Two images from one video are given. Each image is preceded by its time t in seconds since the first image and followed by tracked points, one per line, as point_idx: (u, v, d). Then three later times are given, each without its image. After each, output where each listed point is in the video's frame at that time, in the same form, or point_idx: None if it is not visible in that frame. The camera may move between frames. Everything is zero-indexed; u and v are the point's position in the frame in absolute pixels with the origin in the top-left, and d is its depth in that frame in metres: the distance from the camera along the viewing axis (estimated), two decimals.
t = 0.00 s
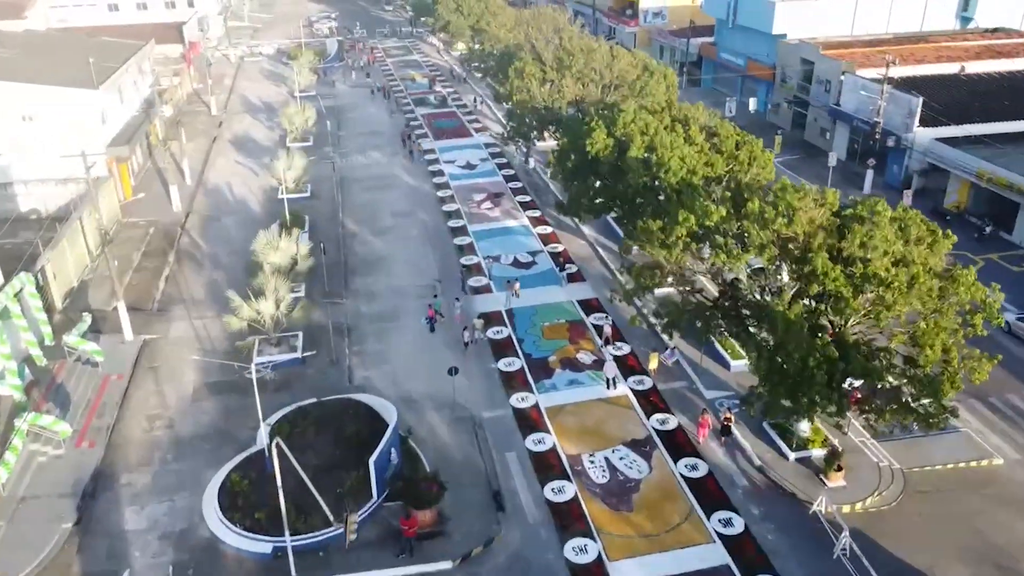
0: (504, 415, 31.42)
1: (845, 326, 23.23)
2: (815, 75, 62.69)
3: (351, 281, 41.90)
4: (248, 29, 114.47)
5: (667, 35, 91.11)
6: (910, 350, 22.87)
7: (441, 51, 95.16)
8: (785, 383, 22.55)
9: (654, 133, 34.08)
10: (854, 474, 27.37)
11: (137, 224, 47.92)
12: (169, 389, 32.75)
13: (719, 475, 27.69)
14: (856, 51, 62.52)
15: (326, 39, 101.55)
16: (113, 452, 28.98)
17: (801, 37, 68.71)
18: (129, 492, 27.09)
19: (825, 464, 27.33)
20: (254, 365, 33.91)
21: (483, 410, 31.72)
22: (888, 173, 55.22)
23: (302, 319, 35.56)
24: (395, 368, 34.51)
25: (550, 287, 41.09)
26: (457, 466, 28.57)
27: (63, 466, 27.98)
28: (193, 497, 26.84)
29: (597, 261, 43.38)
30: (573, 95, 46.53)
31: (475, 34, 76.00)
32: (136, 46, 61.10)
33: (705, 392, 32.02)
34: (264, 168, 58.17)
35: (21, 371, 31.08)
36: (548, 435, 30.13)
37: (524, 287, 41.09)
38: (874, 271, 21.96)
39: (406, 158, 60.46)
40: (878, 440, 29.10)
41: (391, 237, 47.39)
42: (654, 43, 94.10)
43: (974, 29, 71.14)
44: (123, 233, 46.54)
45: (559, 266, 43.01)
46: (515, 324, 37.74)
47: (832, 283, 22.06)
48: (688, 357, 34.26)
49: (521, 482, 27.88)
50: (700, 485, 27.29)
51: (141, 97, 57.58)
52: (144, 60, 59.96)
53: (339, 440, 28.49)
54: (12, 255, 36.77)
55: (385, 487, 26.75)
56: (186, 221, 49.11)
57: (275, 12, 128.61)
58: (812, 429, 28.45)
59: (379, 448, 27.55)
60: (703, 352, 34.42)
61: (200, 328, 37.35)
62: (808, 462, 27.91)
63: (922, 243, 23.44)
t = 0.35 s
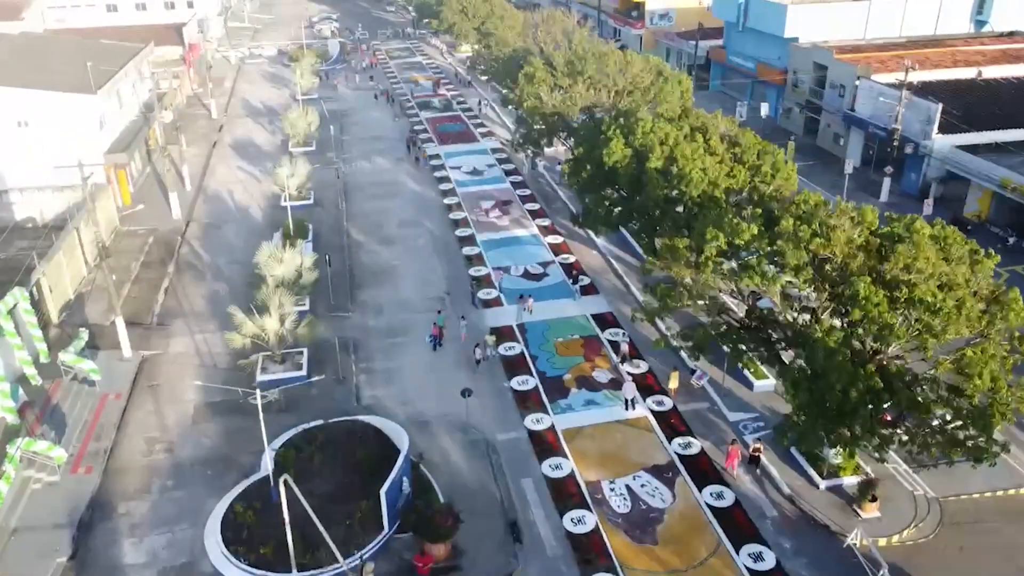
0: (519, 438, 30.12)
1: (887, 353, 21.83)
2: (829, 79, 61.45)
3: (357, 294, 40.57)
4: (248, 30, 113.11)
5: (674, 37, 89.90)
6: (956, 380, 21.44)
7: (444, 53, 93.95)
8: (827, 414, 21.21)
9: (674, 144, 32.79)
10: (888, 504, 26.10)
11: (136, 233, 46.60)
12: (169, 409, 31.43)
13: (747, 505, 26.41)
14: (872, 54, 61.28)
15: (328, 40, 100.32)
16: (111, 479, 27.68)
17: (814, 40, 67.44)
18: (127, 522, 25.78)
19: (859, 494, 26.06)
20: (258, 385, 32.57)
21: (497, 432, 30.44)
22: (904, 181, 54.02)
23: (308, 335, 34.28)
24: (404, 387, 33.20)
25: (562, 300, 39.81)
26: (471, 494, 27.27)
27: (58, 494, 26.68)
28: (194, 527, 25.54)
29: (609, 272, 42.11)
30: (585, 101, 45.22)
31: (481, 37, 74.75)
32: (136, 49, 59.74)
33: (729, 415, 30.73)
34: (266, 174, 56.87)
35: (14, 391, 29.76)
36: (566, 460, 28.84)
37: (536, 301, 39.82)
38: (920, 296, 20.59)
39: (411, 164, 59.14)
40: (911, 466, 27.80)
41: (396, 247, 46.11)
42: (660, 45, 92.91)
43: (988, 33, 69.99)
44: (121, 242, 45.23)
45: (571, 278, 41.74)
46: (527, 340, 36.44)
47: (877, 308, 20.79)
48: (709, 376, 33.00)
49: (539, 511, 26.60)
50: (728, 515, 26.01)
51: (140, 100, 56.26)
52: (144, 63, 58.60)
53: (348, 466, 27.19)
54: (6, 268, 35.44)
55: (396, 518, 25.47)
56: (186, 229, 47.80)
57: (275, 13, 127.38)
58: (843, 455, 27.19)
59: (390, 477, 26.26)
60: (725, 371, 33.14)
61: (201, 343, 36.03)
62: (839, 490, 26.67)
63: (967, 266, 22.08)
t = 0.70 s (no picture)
0: (539, 464, 28.75)
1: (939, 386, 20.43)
2: (846, 83, 60.13)
3: (366, 308, 39.24)
4: (250, 32, 111.75)
5: (682, 39, 88.61)
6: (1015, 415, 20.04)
7: (449, 55, 92.70)
8: (877, 451, 19.82)
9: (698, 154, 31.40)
10: (931, 538, 24.69)
11: (137, 243, 45.29)
12: (172, 432, 30.09)
13: (782, 538, 25.02)
14: (890, 58, 59.88)
15: (331, 43, 99.01)
16: (111, 509, 26.34)
17: (829, 42, 66.03)
18: (128, 557, 24.43)
19: (900, 527, 24.65)
20: (265, 408, 31.06)
21: (515, 457, 29.09)
22: (925, 188, 52.69)
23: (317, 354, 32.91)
24: (417, 408, 31.86)
25: (578, 314, 38.46)
26: (490, 526, 25.90)
27: (56, 526, 25.37)
28: (199, 563, 24.19)
29: (626, 285, 40.75)
30: (600, 108, 43.83)
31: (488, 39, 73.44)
32: (137, 53, 58.38)
33: (758, 439, 29.36)
34: (270, 181, 55.55)
35: (10, 415, 28.38)
36: (588, 488, 27.47)
37: (551, 315, 38.47)
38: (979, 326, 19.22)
39: (418, 170, 57.79)
40: (953, 496, 26.39)
41: (405, 258, 44.74)
42: (668, 47, 91.56)
43: (1005, 35, 68.66)
44: (122, 254, 43.89)
45: (587, 292, 40.39)
46: (544, 358, 35.09)
47: (931, 338, 19.51)
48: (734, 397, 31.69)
49: (562, 544, 25.22)
50: (762, 549, 24.60)
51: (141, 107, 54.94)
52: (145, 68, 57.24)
53: (360, 497, 25.80)
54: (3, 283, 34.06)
55: (412, 554, 24.12)
56: (188, 240, 46.47)
57: (277, 14, 125.98)
58: (882, 485, 25.82)
59: (405, 510, 24.91)
60: (752, 392, 31.77)
61: (205, 361, 34.69)
62: (878, 522, 25.32)
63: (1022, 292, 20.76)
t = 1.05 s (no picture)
0: (562, 493, 27.34)
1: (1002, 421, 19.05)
2: (864, 87, 58.73)
3: (377, 324, 37.89)
4: (253, 35, 110.46)
5: (692, 41, 87.23)
6: None
7: (455, 58, 91.38)
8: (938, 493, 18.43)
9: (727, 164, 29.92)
10: None
11: (139, 256, 43.99)
12: (176, 460, 28.74)
13: None
14: (909, 60, 58.38)
15: (335, 46, 97.75)
16: (111, 545, 24.99)
17: (845, 45, 64.60)
18: None
19: (950, 565, 23.24)
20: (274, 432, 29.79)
21: (537, 485, 27.70)
22: (948, 195, 51.32)
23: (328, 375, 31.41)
24: (432, 432, 30.46)
25: (597, 330, 37.09)
26: (513, 563, 24.51)
27: (54, 565, 24.01)
28: None
29: (645, 299, 39.38)
30: (617, 115, 42.44)
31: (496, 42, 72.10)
32: (139, 60, 57.07)
33: (791, 466, 27.94)
34: (275, 189, 54.23)
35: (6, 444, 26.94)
36: (615, 520, 26.05)
37: (569, 331, 37.03)
38: None
39: (427, 177, 56.44)
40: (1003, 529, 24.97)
41: (416, 270, 43.40)
42: (677, 49, 90.20)
43: None
44: (124, 268, 42.58)
45: (604, 305, 39.01)
46: (563, 377, 33.69)
47: (995, 371, 18.14)
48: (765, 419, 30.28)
49: None
50: None
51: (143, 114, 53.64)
52: (147, 75, 55.91)
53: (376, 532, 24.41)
54: None
55: None
56: (192, 252, 45.17)
57: (280, 16, 124.70)
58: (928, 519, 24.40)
59: (424, 547, 23.48)
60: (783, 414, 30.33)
61: (210, 382, 33.34)
62: (925, 558, 23.91)
63: None
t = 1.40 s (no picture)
0: (586, 527, 25.89)
1: None
2: (883, 90, 57.29)
3: (387, 342, 36.52)
4: (256, 38, 109.15)
5: (701, 43, 85.80)
6: None
7: (460, 61, 90.06)
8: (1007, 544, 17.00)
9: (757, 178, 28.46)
10: None
11: (141, 270, 42.66)
12: (179, 491, 27.34)
13: None
14: (929, 63, 56.98)
15: (338, 49, 96.48)
16: None
17: (861, 48, 63.14)
18: None
19: None
20: (281, 461, 28.47)
21: (559, 518, 26.29)
22: (973, 202, 49.93)
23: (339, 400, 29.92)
24: (447, 460, 29.04)
25: (616, 348, 35.64)
26: None
27: None
28: None
29: (665, 314, 37.99)
30: (633, 123, 41.16)
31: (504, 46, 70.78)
32: (139, 66, 55.73)
33: (827, 497, 26.49)
34: (280, 199, 52.88)
35: None
36: (642, 557, 24.58)
37: (586, 349, 35.60)
38: None
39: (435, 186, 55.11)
40: None
41: (426, 284, 42.04)
42: (686, 51, 88.81)
43: None
44: (124, 283, 41.23)
45: (623, 322, 37.58)
46: (582, 399, 32.26)
47: None
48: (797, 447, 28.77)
49: None
50: None
51: (144, 122, 52.32)
52: (148, 82, 54.54)
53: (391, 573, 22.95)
54: None
55: None
56: (195, 266, 43.82)
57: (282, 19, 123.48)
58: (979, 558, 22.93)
59: None
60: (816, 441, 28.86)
61: (213, 406, 31.96)
62: None
63: None
